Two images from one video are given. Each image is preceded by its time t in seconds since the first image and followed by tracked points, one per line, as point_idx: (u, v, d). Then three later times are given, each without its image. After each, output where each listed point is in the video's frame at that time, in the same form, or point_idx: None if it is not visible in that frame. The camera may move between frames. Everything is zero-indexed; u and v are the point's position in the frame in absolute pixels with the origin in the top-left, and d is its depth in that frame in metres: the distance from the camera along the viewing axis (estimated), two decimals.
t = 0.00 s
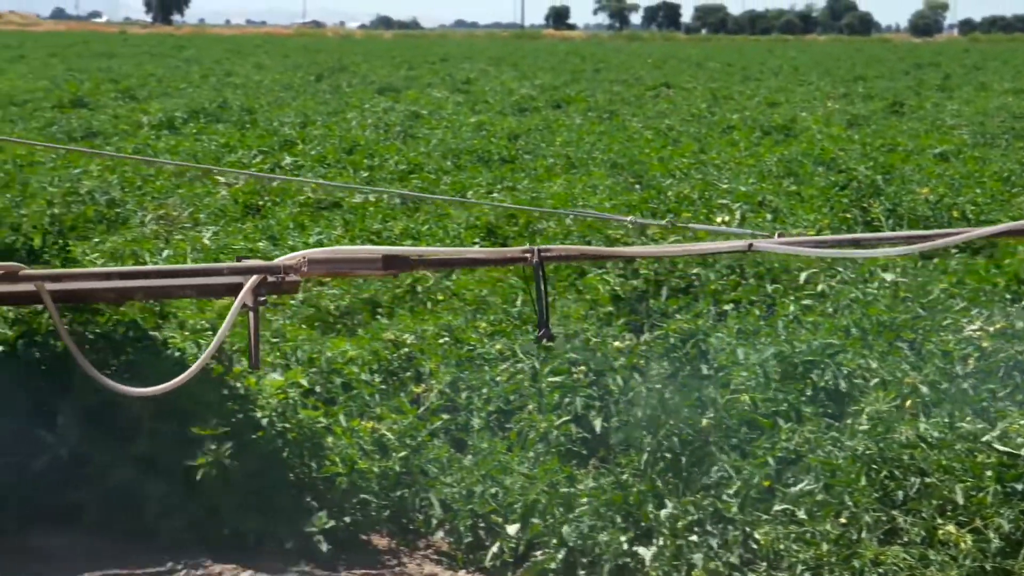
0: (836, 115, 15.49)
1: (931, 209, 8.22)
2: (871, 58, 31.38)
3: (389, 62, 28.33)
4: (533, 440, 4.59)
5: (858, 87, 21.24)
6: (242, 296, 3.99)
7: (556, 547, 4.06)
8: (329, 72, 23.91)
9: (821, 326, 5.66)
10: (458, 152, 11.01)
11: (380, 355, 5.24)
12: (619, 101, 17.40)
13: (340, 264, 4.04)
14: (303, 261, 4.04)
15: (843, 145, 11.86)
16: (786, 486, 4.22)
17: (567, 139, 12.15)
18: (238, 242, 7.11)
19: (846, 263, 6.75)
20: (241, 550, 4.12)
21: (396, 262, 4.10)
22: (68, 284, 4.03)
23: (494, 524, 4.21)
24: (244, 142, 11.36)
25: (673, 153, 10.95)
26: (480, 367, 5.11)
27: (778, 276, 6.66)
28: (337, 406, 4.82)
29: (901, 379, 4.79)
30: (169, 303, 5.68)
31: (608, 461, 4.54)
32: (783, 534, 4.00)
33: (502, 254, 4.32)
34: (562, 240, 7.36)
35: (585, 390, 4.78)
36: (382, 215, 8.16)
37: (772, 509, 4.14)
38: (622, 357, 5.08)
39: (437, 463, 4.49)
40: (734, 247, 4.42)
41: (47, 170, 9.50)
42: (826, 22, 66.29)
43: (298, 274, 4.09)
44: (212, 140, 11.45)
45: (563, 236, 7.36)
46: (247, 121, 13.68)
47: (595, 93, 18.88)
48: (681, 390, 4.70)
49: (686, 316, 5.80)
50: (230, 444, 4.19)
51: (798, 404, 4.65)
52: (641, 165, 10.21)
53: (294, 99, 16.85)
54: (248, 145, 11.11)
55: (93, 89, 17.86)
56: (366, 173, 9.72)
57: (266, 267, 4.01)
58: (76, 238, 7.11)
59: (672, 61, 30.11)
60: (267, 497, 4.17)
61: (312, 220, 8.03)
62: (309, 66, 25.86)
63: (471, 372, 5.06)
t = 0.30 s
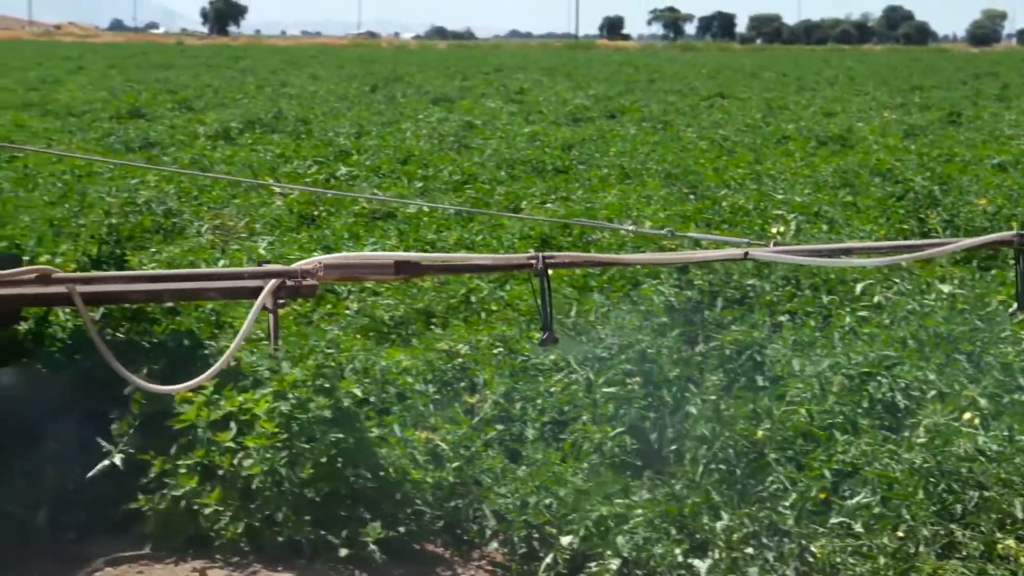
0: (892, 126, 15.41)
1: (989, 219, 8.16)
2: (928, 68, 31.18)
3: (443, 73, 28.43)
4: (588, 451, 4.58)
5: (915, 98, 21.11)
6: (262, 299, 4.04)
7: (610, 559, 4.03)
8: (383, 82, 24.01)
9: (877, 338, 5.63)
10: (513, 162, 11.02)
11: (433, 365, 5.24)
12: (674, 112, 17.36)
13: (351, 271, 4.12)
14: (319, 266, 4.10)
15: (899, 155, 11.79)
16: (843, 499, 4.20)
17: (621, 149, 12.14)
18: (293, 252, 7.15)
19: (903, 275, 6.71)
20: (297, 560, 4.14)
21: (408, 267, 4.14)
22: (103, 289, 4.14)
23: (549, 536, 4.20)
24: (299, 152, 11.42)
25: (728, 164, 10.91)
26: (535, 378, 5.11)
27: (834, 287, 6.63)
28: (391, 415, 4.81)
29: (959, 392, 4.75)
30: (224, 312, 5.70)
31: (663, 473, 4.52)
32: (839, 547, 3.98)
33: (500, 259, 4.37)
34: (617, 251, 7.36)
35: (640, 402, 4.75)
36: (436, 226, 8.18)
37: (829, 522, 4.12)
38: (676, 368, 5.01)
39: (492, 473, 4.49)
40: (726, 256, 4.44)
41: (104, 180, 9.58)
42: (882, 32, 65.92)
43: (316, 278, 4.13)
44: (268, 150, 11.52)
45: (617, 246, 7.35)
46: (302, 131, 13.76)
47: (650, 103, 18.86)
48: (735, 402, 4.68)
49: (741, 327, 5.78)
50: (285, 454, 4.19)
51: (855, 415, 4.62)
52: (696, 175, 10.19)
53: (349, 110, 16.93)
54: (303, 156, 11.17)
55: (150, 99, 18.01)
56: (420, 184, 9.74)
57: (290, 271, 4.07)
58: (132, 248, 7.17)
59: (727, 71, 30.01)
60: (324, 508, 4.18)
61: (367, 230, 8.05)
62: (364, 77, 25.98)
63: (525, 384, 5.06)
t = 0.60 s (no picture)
0: (965, 142, 15.27)
1: None
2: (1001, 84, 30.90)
3: (511, 90, 28.48)
4: (657, 469, 4.61)
5: (988, 114, 20.92)
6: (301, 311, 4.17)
7: None
8: (452, 99, 24.08)
9: (949, 356, 5.58)
10: (581, 179, 11.01)
11: (501, 382, 5.24)
12: (743, 129, 17.30)
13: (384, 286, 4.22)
14: (354, 279, 4.21)
15: (971, 173, 11.68)
16: (915, 520, 4.17)
17: (690, 166, 12.10)
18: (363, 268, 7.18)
19: (976, 294, 6.65)
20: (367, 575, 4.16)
21: (440, 282, 4.18)
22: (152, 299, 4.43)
23: (617, 554, 4.19)
24: (367, 169, 11.47)
25: (797, 181, 10.86)
26: (603, 395, 5.09)
27: (905, 305, 6.58)
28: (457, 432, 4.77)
29: None
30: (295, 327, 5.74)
31: (732, 492, 4.50)
32: (912, 567, 3.94)
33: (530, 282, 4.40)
34: (685, 268, 7.34)
35: (708, 419, 4.71)
36: (504, 242, 8.19)
37: (900, 543, 4.08)
38: (746, 385, 4.92)
39: (560, 491, 4.47)
40: (743, 277, 4.42)
41: (176, 197, 9.68)
42: (954, 49, 65.41)
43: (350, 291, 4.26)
44: (337, 167, 11.58)
45: (686, 265, 7.32)
46: (371, 148, 13.82)
47: (719, 120, 18.80)
48: (805, 420, 4.62)
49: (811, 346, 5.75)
50: (355, 470, 4.20)
51: (927, 435, 4.56)
52: (765, 193, 10.14)
53: (417, 127, 17.00)
54: (372, 173, 11.22)
55: (220, 117, 18.16)
56: (488, 200, 9.76)
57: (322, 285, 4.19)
58: (203, 264, 7.23)
59: (797, 88, 29.87)
60: (390, 524, 4.16)
61: (435, 247, 8.08)
62: (433, 94, 26.10)
63: (593, 401, 5.04)
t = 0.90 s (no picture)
0: None
1: None
2: None
3: (584, 107, 28.47)
4: (730, 489, 4.57)
5: None
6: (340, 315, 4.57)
7: None
8: (525, 118, 24.10)
9: None
10: (654, 198, 10.99)
11: (574, 401, 5.19)
12: (818, 147, 17.18)
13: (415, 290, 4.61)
14: (388, 286, 4.64)
15: None
16: (994, 542, 4.12)
17: (764, 185, 12.04)
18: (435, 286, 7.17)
19: None
20: None
21: (467, 287, 4.64)
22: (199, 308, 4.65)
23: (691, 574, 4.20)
24: (440, 187, 11.50)
25: (872, 199, 10.78)
26: (676, 414, 5.06)
27: (983, 325, 6.51)
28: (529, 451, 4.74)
29: None
30: (368, 346, 5.76)
31: (807, 512, 4.47)
32: None
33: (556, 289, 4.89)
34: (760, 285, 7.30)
35: (783, 439, 4.69)
36: (577, 261, 8.17)
37: (979, 566, 4.05)
38: (820, 406, 4.91)
39: (633, 510, 4.44)
40: (762, 282, 4.99)
41: (251, 215, 9.75)
42: None
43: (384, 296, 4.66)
44: (411, 185, 11.62)
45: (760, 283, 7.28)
46: (445, 167, 13.85)
47: (794, 138, 18.70)
48: (881, 441, 4.57)
49: (887, 365, 5.69)
50: (428, 489, 4.23)
51: (1006, 457, 4.49)
52: (840, 211, 10.07)
53: (490, 145, 17.03)
54: (445, 191, 11.26)
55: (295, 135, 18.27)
56: (561, 219, 9.75)
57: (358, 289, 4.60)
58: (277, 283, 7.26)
59: (873, 106, 29.64)
60: (464, 542, 4.22)
61: (508, 265, 8.08)
62: (507, 113, 26.13)
63: (667, 420, 5.01)
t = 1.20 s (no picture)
0: None
1: None
2: None
3: (649, 125, 28.39)
4: (796, 508, 4.55)
5: None
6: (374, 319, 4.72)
7: None
8: (591, 135, 24.08)
9: None
10: (720, 215, 10.94)
11: (640, 418, 5.13)
12: (888, 164, 17.04)
13: (446, 292, 4.84)
14: (419, 288, 4.83)
15: None
16: None
17: (832, 202, 11.95)
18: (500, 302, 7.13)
19: None
20: None
21: (495, 291, 4.87)
22: (237, 310, 4.79)
23: None
24: (506, 204, 11.51)
25: (942, 218, 10.67)
26: (743, 434, 5.03)
27: None
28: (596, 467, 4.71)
29: None
30: (434, 363, 5.76)
31: (875, 532, 4.45)
32: None
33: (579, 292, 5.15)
34: (827, 302, 7.24)
35: (851, 458, 4.68)
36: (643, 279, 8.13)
37: None
38: (890, 423, 4.90)
39: (699, 529, 4.42)
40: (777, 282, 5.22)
41: (317, 232, 9.78)
42: None
43: (416, 299, 4.84)
44: (476, 203, 11.62)
45: (827, 301, 7.22)
46: (510, 184, 13.86)
47: (862, 155, 18.56)
48: (952, 461, 4.55)
49: (957, 384, 5.63)
50: (493, 506, 4.23)
51: None
52: (909, 229, 9.98)
53: (556, 163, 17.02)
54: (511, 208, 11.26)
55: (361, 153, 18.34)
56: (627, 237, 9.73)
57: (390, 290, 4.76)
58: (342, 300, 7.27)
59: (942, 122, 29.38)
60: (528, 559, 4.20)
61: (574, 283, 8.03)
62: (573, 130, 26.10)
63: (733, 439, 4.97)
